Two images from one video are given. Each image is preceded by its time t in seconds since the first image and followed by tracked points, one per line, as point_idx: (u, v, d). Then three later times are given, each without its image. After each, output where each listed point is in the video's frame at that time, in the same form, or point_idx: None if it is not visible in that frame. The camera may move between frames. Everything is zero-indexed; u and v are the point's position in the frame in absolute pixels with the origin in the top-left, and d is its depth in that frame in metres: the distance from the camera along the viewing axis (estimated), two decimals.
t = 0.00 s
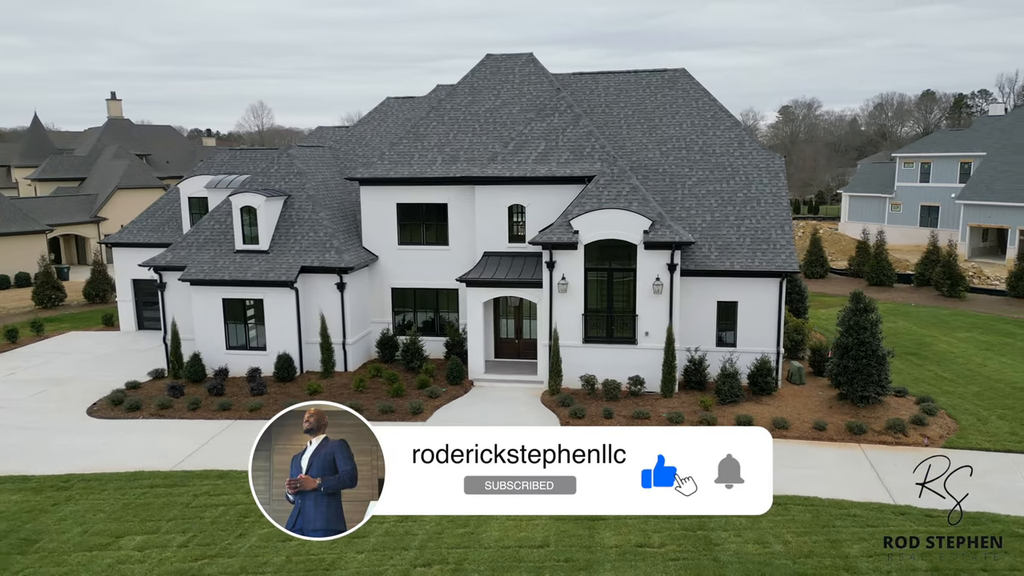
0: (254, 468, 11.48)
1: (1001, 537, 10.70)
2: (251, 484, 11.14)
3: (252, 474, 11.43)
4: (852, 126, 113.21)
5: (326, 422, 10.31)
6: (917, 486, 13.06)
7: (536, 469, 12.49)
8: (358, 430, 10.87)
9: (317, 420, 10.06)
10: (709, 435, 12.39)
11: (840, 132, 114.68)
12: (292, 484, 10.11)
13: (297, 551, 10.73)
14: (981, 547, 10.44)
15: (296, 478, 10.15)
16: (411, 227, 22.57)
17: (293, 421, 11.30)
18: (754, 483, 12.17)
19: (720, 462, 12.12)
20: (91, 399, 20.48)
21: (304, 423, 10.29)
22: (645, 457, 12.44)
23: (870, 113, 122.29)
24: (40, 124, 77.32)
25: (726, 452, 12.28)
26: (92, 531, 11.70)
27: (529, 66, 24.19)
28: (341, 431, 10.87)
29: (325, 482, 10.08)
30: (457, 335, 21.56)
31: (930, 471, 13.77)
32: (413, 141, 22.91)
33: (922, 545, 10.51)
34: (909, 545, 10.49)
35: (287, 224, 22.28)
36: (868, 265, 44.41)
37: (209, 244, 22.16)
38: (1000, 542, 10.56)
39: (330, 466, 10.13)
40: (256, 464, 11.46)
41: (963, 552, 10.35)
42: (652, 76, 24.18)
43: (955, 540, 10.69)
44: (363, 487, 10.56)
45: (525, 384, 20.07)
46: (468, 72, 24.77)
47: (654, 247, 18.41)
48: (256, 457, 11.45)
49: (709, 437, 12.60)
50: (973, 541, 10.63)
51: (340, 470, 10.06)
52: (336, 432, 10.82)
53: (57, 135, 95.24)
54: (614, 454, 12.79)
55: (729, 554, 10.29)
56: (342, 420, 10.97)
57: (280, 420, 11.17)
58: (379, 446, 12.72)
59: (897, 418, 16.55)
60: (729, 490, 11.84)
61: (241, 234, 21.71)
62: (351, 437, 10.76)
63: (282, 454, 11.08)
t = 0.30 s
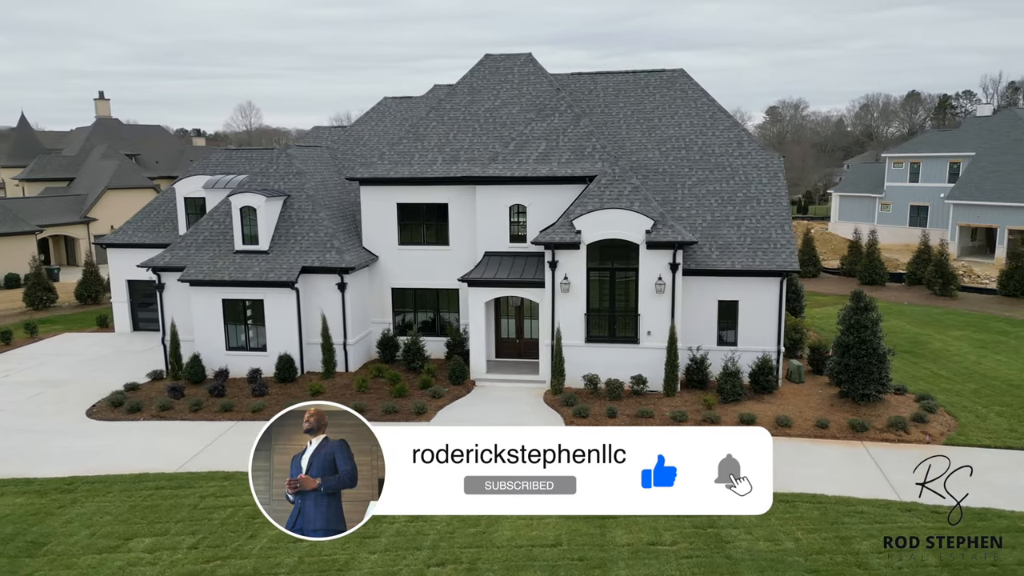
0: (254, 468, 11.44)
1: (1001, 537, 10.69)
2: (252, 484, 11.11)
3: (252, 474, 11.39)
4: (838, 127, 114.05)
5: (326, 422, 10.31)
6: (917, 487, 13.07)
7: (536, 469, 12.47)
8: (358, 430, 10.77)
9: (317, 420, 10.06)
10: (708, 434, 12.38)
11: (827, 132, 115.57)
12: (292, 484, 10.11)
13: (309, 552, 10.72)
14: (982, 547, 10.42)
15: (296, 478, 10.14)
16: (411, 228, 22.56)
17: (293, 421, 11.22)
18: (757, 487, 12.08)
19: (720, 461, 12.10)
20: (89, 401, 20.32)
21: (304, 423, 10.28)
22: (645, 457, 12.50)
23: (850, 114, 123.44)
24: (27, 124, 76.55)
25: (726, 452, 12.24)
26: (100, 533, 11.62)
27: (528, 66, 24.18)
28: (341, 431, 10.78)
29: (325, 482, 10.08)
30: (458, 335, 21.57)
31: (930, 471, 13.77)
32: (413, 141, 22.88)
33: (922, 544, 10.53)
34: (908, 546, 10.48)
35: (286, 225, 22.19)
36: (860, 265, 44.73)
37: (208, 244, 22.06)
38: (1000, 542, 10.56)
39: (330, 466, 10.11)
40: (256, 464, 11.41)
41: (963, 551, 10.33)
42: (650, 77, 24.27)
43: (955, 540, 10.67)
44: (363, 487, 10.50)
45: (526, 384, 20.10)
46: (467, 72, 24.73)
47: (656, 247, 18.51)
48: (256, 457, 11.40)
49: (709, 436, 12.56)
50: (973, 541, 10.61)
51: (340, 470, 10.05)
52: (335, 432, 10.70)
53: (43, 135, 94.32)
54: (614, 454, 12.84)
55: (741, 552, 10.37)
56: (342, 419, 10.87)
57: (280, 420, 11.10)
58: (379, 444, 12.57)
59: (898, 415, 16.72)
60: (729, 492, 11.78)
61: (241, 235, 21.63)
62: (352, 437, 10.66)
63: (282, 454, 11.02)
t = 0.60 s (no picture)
0: (254, 468, 11.45)
1: (1001, 537, 10.66)
2: (252, 484, 11.12)
3: (252, 474, 11.41)
4: (825, 127, 114.96)
5: (326, 422, 10.34)
6: (917, 486, 13.04)
7: (536, 469, 12.34)
8: (358, 430, 10.84)
9: (317, 420, 10.10)
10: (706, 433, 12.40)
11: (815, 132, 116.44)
12: (292, 484, 10.12)
13: (320, 552, 10.70)
14: (982, 547, 10.39)
15: (296, 478, 10.16)
16: (411, 228, 22.53)
17: (293, 421, 11.24)
18: (756, 485, 12.06)
19: (719, 460, 12.10)
20: (88, 403, 20.17)
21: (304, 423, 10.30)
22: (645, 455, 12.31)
23: (836, 115, 124.49)
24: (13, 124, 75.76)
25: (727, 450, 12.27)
26: (108, 535, 11.55)
27: (528, 66, 24.19)
28: (341, 431, 10.84)
29: (325, 482, 10.09)
30: (459, 335, 21.58)
31: (930, 471, 13.75)
32: (413, 141, 22.85)
33: (923, 544, 10.53)
34: (909, 545, 10.49)
35: (286, 225, 22.12)
36: (852, 264, 45.06)
37: (208, 245, 21.96)
38: (1000, 543, 10.51)
39: (330, 466, 10.13)
40: (256, 464, 11.44)
41: (961, 552, 10.32)
42: (649, 77, 24.37)
43: (954, 540, 10.66)
44: (363, 487, 10.53)
45: (528, 383, 20.13)
46: (466, 72, 24.72)
47: (658, 247, 18.59)
48: (255, 457, 11.42)
49: (707, 435, 12.49)
50: (972, 541, 10.59)
51: (340, 470, 10.06)
52: (335, 432, 10.80)
53: (30, 135, 93.40)
54: (614, 454, 12.58)
55: (752, 549, 10.44)
56: (341, 420, 10.93)
57: (280, 420, 11.12)
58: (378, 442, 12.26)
59: (899, 413, 16.89)
60: (727, 490, 11.80)
61: (240, 235, 21.54)
62: (351, 437, 10.73)
63: (282, 454, 11.05)
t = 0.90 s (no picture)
0: (254, 468, 11.42)
1: (1000, 537, 10.64)
2: (252, 485, 11.10)
3: (252, 474, 11.38)
4: (813, 127, 115.77)
5: (326, 422, 10.31)
6: (917, 486, 13.03)
7: (536, 469, 12.35)
8: (358, 430, 10.78)
9: (317, 420, 10.08)
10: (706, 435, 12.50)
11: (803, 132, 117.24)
12: (292, 484, 10.10)
13: (333, 553, 10.69)
14: (981, 547, 10.38)
15: (296, 478, 10.14)
16: (411, 228, 22.51)
17: (293, 421, 11.17)
18: (754, 483, 12.19)
19: (718, 460, 12.18)
20: (88, 405, 20.01)
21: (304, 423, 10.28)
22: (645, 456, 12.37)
23: (824, 115, 125.44)
24: None
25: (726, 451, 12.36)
26: (117, 537, 11.49)
27: (527, 66, 24.18)
28: (341, 431, 10.78)
29: (324, 482, 10.07)
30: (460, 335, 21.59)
31: (930, 471, 13.72)
32: (413, 141, 22.82)
33: (922, 545, 10.51)
34: (909, 545, 10.48)
35: (286, 225, 22.04)
36: (845, 263, 45.40)
37: (207, 245, 21.86)
38: (1000, 542, 10.51)
39: (330, 466, 10.11)
40: (256, 464, 11.40)
41: (961, 551, 10.33)
42: (647, 77, 24.45)
43: (954, 540, 10.64)
44: (363, 487, 10.52)
45: (530, 383, 20.17)
46: (465, 72, 24.69)
47: (661, 246, 18.67)
48: (255, 457, 11.39)
49: (706, 436, 12.63)
50: (972, 540, 10.58)
51: (340, 470, 10.04)
52: (335, 432, 10.75)
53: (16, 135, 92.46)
54: (614, 454, 12.63)
55: (764, 546, 10.53)
56: (341, 420, 10.88)
57: (280, 420, 11.06)
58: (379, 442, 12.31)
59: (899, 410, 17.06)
60: (728, 490, 11.85)
61: (240, 235, 21.44)
62: (352, 437, 10.68)
63: (282, 454, 11.01)
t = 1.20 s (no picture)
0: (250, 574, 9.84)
1: (999, 537, 10.65)
2: None
3: None
4: (802, 128, 116.54)
5: (327, 521, 9.73)
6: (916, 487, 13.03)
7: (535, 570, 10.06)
8: (359, 529, 9.86)
9: (316, 518, 9.60)
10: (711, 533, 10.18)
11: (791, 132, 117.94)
12: None
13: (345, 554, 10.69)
14: (980, 547, 10.40)
15: None
16: (413, 228, 22.50)
17: (294, 520, 10.17)
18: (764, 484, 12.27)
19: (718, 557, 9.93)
20: (88, 406, 19.87)
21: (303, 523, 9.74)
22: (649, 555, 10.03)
23: (812, 116, 126.39)
24: None
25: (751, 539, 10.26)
26: (128, 540, 11.43)
27: (527, 66, 24.19)
28: (341, 531, 9.83)
29: None
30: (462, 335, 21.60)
31: (930, 471, 13.73)
32: (413, 141, 22.78)
33: (923, 545, 10.51)
34: (908, 545, 10.49)
35: (287, 225, 21.97)
36: (838, 262, 45.69)
37: (207, 245, 21.77)
38: (998, 542, 10.53)
39: (330, 566, 9.37)
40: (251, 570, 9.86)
41: (960, 550, 10.36)
42: (646, 78, 24.54)
43: (954, 540, 10.64)
44: None
45: (532, 382, 20.19)
46: (465, 72, 24.68)
47: (663, 246, 18.74)
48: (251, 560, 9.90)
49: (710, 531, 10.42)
50: (972, 541, 10.59)
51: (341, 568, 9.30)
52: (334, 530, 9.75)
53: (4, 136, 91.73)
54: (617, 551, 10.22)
55: (776, 543, 10.62)
56: (342, 517, 9.92)
57: (280, 518, 10.14)
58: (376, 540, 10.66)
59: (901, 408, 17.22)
60: None
61: (241, 236, 21.35)
62: (352, 536, 9.75)
63: (283, 553, 9.82)
